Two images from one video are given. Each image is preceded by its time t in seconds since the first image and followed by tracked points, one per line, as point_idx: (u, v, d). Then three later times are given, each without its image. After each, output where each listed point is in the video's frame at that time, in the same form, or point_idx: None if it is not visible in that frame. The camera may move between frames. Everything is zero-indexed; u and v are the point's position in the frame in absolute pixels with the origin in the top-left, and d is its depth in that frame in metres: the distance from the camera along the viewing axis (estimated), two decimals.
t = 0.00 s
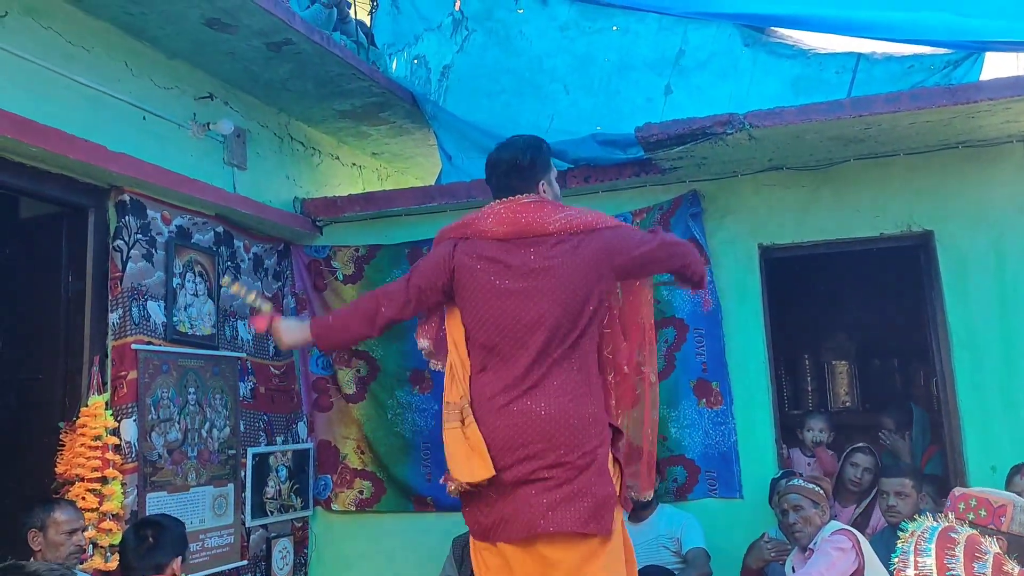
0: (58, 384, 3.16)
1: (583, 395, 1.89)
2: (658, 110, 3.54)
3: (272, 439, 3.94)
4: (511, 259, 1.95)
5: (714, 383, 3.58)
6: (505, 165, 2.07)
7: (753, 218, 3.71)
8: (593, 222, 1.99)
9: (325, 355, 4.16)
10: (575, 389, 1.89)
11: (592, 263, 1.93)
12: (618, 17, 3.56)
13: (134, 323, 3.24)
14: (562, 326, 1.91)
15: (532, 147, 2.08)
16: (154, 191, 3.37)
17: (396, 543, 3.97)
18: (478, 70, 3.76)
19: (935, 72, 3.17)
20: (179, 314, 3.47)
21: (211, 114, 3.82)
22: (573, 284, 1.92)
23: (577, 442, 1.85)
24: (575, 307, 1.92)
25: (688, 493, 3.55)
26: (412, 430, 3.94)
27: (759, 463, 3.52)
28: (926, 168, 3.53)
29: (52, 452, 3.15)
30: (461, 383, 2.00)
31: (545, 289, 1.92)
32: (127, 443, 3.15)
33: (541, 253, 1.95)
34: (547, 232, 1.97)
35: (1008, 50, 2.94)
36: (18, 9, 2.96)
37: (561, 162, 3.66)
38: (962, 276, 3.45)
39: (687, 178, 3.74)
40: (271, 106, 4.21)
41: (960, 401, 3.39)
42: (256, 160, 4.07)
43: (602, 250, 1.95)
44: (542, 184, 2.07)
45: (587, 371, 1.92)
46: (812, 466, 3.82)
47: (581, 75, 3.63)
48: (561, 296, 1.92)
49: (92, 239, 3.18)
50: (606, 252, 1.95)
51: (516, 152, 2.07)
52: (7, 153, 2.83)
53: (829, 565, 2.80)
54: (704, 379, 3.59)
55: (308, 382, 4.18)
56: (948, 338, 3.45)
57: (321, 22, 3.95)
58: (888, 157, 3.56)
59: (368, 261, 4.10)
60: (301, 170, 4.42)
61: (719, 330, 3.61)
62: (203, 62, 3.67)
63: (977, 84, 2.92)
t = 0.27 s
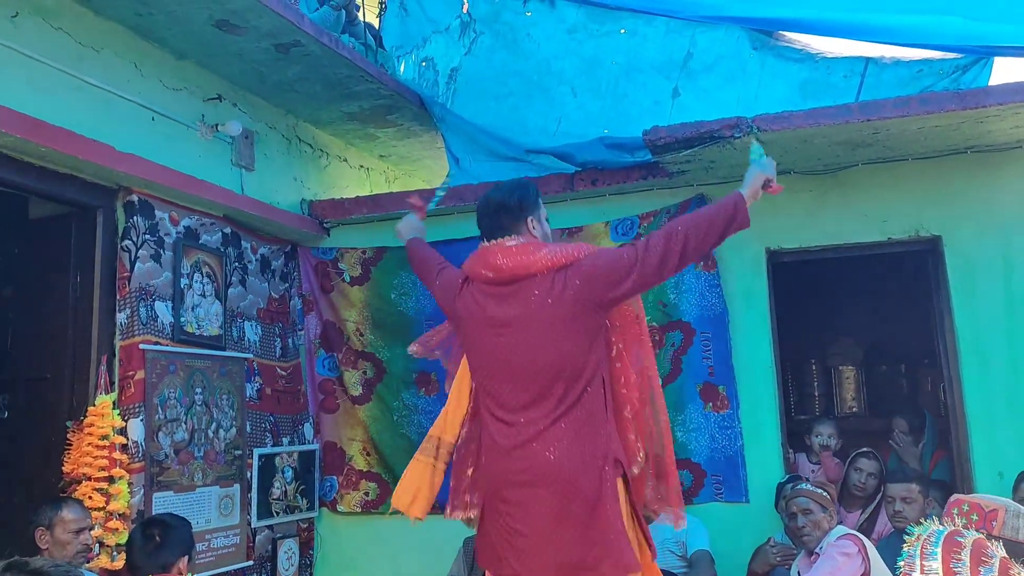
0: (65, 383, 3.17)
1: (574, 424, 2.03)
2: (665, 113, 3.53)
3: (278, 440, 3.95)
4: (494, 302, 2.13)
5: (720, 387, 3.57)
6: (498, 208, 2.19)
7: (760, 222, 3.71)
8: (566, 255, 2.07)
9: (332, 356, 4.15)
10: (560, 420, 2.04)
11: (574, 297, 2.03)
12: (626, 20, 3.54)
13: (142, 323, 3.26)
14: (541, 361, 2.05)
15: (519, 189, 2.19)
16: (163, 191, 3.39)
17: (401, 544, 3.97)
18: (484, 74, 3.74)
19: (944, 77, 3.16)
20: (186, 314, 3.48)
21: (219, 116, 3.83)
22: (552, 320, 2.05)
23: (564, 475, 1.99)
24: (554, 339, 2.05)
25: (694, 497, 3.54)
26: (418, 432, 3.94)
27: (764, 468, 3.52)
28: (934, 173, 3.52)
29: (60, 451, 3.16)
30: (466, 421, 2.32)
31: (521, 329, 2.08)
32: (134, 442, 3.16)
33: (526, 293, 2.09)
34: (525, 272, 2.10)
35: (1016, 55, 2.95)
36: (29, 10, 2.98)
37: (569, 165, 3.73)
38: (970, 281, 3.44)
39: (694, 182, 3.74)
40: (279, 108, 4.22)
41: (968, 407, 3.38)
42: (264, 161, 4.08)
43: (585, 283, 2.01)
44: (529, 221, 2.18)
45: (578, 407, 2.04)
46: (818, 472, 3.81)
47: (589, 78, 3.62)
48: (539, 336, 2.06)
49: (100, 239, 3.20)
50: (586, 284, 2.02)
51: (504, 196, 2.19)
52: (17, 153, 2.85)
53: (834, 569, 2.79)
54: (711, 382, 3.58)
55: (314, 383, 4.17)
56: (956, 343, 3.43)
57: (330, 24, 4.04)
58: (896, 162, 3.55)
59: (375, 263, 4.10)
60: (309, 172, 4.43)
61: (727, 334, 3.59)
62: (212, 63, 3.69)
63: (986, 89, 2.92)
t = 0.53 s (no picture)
0: (72, 379, 3.19)
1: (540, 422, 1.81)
2: (671, 112, 3.52)
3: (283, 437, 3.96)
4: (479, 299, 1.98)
5: (725, 387, 3.56)
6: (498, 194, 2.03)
7: (766, 222, 3.70)
8: (534, 237, 1.89)
9: (337, 354, 4.16)
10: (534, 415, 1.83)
11: (544, 290, 1.85)
12: (633, 19, 3.57)
13: (149, 319, 3.28)
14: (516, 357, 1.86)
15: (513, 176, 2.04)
16: (170, 188, 3.40)
17: (404, 542, 3.98)
18: (491, 72, 3.77)
19: (951, 77, 3.15)
20: (193, 311, 3.50)
21: (226, 114, 3.85)
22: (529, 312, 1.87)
23: (533, 488, 1.79)
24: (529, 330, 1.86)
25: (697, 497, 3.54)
26: (423, 430, 3.95)
27: (769, 468, 3.52)
28: (941, 174, 3.51)
29: (67, 447, 3.18)
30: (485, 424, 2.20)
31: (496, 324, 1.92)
32: (140, 438, 3.18)
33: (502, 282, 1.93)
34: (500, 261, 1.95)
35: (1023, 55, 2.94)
36: (38, 7, 3.00)
37: (573, 165, 3.65)
38: (976, 281, 3.43)
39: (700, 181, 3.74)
40: (286, 107, 4.24)
41: (973, 409, 3.36)
42: (271, 159, 4.10)
43: (551, 272, 1.83)
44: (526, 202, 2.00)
45: (546, 403, 1.83)
46: (822, 473, 3.80)
47: (595, 76, 3.64)
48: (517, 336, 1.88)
49: (108, 236, 3.22)
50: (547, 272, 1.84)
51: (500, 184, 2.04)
52: (26, 149, 2.87)
53: (837, 568, 2.79)
54: (715, 382, 3.57)
55: (320, 381, 4.18)
56: (962, 344, 3.42)
57: (336, 23, 4.01)
58: (903, 162, 3.54)
59: (381, 262, 4.12)
60: (315, 170, 4.44)
61: (732, 334, 3.59)
62: (219, 61, 3.70)
63: (993, 88, 2.90)
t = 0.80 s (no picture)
0: (76, 375, 3.19)
1: (504, 422, 1.88)
2: (676, 109, 3.52)
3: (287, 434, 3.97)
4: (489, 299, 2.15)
5: (729, 385, 3.55)
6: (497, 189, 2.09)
7: (771, 220, 3.69)
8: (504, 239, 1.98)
9: (341, 351, 4.16)
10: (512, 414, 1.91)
11: (506, 289, 1.90)
12: (638, 16, 3.55)
13: (153, 316, 3.29)
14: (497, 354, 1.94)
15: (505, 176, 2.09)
16: (175, 185, 3.41)
17: (408, 539, 3.98)
18: (495, 69, 3.76)
19: (958, 74, 3.15)
20: (197, 308, 3.50)
21: (231, 110, 3.85)
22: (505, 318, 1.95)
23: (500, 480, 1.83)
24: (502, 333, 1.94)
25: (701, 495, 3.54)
26: (426, 428, 3.95)
27: (773, 466, 3.51)
28: (947, 172, 3.50)
29: (71, 443, 3.19)
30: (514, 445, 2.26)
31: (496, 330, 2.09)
32: (144, 434, 3.18)
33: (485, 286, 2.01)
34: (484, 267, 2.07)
35: None
36: (43, 3, 3.00)
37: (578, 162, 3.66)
38: (982, 280, 3.42)
39: (705, 179, 3.73)
40: (291, 104, 4.24)
41: (978, 408, 3.36)
42: (275, 156, 4.10)
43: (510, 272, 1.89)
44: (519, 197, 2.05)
45: (513, 399, 1.89)
46: (825, 471, 3.80)
47: (600, 74, 3.63)
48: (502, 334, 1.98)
49: (112, 232, 3.22)
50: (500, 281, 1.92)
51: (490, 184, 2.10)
52: (31, 145, 2.88)
53: (843, 567, 2.79)
54: (720, 380, 3.56)
55: (324, 378, 4.18)
56: (967, 343, 3.41)
57: (341, 19, 4.02)
58: (908, 160, 3.53)
59: (385, 259, 4.12)
60: (320, 167, 4.44)
61: (736, 332, 3.58)
62: (224, 58, 3.71)
63: (1000, 86, 2.89)
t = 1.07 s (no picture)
0: (78, 370, 3.19)
1: (476, 423, 2.03)
2: (679, 105, 3.53)
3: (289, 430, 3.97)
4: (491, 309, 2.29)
5: (731, 381, 3.55)
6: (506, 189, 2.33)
7: (774, 216, 3.69)
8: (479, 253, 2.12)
9: (343, 347, 4.16)
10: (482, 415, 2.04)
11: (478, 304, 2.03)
12: (640, 11, 3.48)
13: (155, 311, 3.28)
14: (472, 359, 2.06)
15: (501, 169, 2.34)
16: (177, 180, 3.40)
17: (410, 535, 3.99)
18: (498, 65, 3.72)
19: (961, 70, 3.15)
20: (199, 303, 3.49)
21: (233, 105, 3.84)
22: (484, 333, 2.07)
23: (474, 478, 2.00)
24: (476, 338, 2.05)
25: (703, 491, 3.54)
26: (428, 424, 3.95)
27: (775, 462, 3.51)
28: (950, 167, 3.49)
29: (73, 438, 3.19)
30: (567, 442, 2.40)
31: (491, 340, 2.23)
32: (146, 430, 3.18)
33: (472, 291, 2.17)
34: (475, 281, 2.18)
35: None
36: None
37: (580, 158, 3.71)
38: (984, 276, 3.41)
39: (708, 175, 3.71)
40: (292, 99, 4.23)
41: (980, 403, 3.35)
42: (277, 152, 4.09)
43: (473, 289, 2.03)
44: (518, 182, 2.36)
45: (480, 403, 2.03)
46: (826, 468, 3.80)
47: (603, 69, 3.61)
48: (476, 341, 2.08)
49: (114, 227, 3.22)
50: (471, 287, 2.05)
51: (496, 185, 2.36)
52: (33, 140, 2.87)
53: (848, 564, 2.80)
54: (722, 376, 3.56)
55: (326, 373, 4.18)
56: (969, 340, 3.41)
57: (343, 15, 3.90)
58: (912, 156, 3.52)
59: (387, 254, 4.11)
60: (321, 163, 4.44)
61: (738, 328, 3.58)
62: (226, 53, 3.70)
63: (1003, 82, 2.88)
